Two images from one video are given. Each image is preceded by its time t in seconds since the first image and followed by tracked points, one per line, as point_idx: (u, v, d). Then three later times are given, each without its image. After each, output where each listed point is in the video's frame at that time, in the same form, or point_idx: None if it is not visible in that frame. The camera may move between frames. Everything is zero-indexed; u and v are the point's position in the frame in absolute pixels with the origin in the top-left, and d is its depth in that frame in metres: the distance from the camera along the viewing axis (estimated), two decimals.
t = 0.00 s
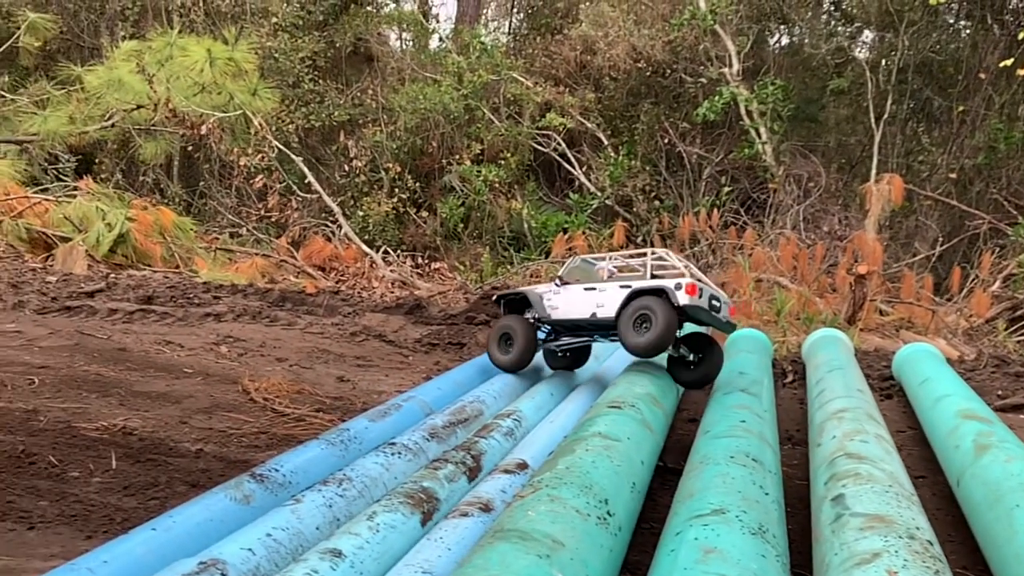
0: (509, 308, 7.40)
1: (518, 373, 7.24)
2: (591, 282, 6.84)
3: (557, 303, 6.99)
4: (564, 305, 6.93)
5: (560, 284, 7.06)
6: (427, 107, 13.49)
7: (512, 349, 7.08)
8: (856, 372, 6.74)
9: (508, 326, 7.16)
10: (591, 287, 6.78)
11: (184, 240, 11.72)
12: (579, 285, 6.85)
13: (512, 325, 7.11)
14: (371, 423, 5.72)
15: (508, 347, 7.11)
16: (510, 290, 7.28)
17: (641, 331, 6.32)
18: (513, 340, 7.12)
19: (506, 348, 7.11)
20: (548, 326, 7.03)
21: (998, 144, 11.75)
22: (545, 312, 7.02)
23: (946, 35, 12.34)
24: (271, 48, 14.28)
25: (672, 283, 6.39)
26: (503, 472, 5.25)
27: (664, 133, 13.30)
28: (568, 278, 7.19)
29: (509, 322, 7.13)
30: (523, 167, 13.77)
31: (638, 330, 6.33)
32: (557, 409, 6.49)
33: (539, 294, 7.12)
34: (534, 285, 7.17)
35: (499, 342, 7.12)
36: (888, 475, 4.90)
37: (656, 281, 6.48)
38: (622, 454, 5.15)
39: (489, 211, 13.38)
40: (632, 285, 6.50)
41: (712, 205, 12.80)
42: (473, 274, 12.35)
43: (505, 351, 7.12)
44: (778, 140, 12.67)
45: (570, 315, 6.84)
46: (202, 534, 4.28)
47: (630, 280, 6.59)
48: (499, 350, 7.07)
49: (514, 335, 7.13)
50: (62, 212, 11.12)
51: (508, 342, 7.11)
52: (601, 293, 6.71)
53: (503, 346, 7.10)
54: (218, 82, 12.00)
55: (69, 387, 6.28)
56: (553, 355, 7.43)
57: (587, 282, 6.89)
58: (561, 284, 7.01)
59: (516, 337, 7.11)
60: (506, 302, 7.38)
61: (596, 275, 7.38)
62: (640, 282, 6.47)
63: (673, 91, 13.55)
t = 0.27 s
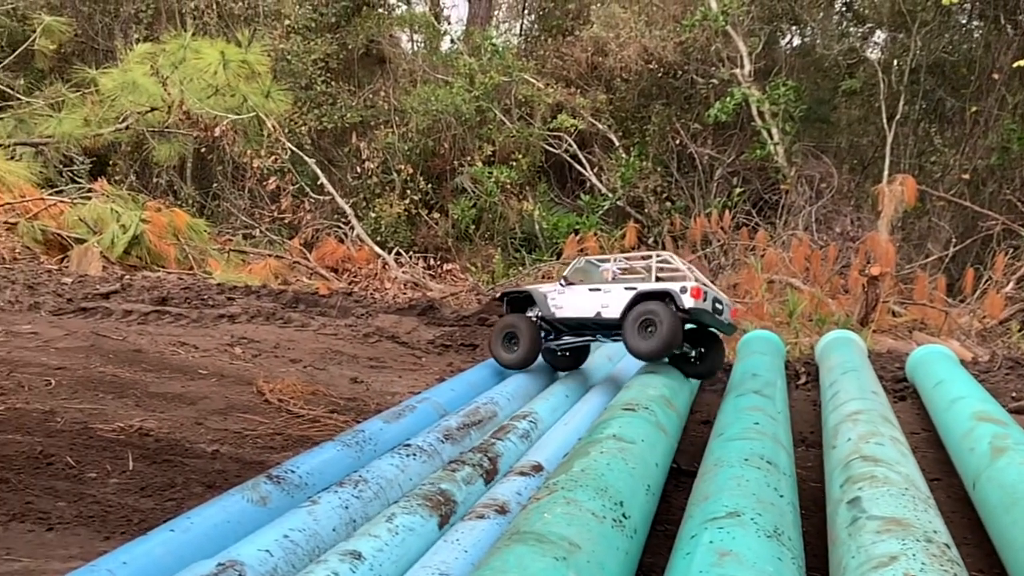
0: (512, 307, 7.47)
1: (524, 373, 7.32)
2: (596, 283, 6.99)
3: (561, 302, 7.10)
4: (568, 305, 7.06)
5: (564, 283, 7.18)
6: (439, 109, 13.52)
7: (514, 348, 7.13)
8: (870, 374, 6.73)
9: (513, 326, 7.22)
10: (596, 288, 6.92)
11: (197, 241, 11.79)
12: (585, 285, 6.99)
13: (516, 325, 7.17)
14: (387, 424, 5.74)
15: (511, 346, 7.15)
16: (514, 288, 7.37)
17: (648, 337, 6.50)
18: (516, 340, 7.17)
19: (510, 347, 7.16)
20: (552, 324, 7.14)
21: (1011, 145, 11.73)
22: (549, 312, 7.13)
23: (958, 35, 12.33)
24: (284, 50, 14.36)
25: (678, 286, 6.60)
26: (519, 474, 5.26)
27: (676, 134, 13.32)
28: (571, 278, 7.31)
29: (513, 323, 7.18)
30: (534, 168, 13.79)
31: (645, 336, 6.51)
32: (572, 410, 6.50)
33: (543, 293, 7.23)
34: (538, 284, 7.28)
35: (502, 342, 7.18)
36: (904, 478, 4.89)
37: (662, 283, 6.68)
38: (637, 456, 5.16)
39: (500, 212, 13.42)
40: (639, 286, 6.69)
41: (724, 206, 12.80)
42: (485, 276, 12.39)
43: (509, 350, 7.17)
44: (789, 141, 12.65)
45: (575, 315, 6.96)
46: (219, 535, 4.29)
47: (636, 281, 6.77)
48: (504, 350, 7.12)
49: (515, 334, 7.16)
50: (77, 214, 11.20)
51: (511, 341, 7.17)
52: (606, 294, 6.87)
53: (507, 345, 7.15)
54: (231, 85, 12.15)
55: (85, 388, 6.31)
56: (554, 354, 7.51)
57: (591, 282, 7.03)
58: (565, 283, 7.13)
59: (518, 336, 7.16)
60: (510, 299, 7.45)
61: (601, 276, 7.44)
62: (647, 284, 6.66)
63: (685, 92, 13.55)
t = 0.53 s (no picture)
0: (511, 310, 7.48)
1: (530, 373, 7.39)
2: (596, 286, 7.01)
3: (562, 306, 7.11)
4: (569, 309, 7.07)
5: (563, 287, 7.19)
6: (449, 111, 13.54)
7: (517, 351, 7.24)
8: (883, 377, 6.72)
9: (517, 330, 7.34)
10: (597, 291, 6.95)
11: (210, 244, 11.81)
12: (585, 289, 7.01)
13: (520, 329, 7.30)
14: (400, 426, 5.76)
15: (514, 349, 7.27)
16: (512, 293, 7.35)
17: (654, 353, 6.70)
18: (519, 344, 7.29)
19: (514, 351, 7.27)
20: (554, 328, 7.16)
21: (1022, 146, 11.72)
22: (551, 316, 7.14)
23: (969, 36, 12.31)
24: (295, 52, 14.41)
25: (679, 288, 6.65)
26: (531, 476, 5.27)
27: (686, 135, 13.31)
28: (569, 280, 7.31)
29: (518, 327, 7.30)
30: (544, 170, 13.81)
31: (652, 352, 6.71)
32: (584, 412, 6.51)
33: (542, 297, 7.23)
34: (537, 288, 7.27)
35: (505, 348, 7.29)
36: (919, 481, 4.89)
37: (663, 286, 6.72)
38: (650, 458, 5.16)
39: (511, 214, 13.46)
40: (641, 289, 6.73)
41: (734, 207, 12.82)
42: (496, 278, 12.44)
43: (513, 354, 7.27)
44: (800, 142, 12.60)
45: (577, 318, 6.99)
46: (235, 537, 4.31)
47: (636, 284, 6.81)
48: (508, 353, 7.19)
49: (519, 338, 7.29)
50: (90, 215, 11.25)
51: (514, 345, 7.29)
52: (607, 297, 6.91)
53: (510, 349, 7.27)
54: (243, 87, 12.19)
55: (99, 389, 6.34)
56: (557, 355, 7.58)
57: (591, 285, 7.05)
58: (564, 287, 7.14)
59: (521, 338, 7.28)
60: (508, 303, 7.45)
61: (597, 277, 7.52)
62: (648, 287, 6.70)
63: (695, 93, 13.54)
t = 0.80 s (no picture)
0: (512, 314, 7.57)
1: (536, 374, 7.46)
2: (597, 293, 7.13)
3: (563, 313, 7.25)
4: (570, 316, 7.21)
5: (563, 294, 7.29)
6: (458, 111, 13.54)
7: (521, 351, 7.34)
8: (895, 378, 6.71)
9: (520, 334, 7.42)
10: (597, 299, 7.08)
11: (221, 243, 11.88)
12: (585, 297, 7.13)
13: (524, 332, 7.41)
14: (412, 427, 5.78)
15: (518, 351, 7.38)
16: (512, 300, 7.44)
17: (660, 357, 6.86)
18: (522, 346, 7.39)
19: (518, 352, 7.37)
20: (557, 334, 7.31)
21: None
22: (553, 324, 7.28)
23: (980, 35, 12.25)
24: (305, 53, 14.43)
25: (680, 296, 6.78)
26: (543, 477, 5.28)
27: (696, 136, 13.34)
28: (567, 285, 7.39)
29: (521, 331, 7.41)
30: (554, 170, 13.81)
31: (657, 356, 6.87)
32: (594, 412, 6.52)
33: (543, 304, 7.34)
34: (537, 295, 7.37)
35: (507, 350, 7.40)
36: (932, 483, 4.88)
37: (664, 294, 6.85)
38: (662, 460, 5.16)
39: (520, 214, 13.49)
40: (642, 299, 6.87)
41: (744, 208, 12.82)
42: (506, 279, 12.47)
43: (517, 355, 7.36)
44: (811, 143, 12.58)
45: (579, 325, 7.13)
46: (249, 537, 4.32)
47: (636, 292, 6.93)
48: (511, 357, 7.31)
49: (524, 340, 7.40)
50: (102, 216, 11.29)
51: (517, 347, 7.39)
52: (608, 305, 7.05)
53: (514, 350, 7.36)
54: (254, 87, 12.19)
55: (113, 390, 6.36)
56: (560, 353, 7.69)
57: (592, 292, 7.17)
58: (565, 295, 7.25)
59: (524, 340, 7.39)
60: (508, 308, 7.53)
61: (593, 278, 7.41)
62: (650, 296, 6.84)
63: (704, 94, 13.51)
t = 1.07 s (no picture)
0: (511, 314, 7.57)
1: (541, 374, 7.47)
2: (596, 296, 7.14)
3: (563, 315, 7.25)
4: (570, 318, 7.22)
5: (563, 296, 7.28)
6: (467, 112, 13.57)
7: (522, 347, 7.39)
8: (905, 380, 6.70)
9: (519, 329, 7.45)
10: (597, 302, 7.09)
11: (230, 244, 11.93)
12: (585, 300, 7.14)
13: (523, 327, 7.43)
14: (423, 428, 5.79)
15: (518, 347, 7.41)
16: (512, 300, 7.44)
17: (660, 359, 6.90)
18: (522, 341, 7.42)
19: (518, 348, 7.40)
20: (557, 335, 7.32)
21: None
22: (553, 325, 7.29)
23: (990, 36, 12.22)
24: (315, 54, 14.46)
25: (681, 301, 6.83)
26: (554, 478, 5.28)
27: (704, 136, 13.34)
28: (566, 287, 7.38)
29: (520, 327, 7.43)
30: (563, 171, 13.82)
31: (659, 358, 6.91)
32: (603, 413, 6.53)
33: (543, 305, 7.34)
34: (537, 297, 7.36)
35: (507, 344, 7.43)
36: (945, 486, 4.87)
37: (664, 298, 6.90)
38: (673, 462, 5.17)
39: (529, 215, 13.51)
40: (643, 303, 6.91)
41: (753, 208, 12.83)
42: (515, 280, 12.50)
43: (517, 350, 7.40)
44: (819, 143, 12.59)
45: (579, 327, 7.14)
46: (262, 539, 4.33)
47: (636, 295, 6.97)
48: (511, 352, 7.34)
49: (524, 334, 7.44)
50: (114, 217, 11.35)
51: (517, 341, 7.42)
52: (608, 307, 7.07)
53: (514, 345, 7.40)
54: (263, 89, 12.22)
55: (126, 390, 6.39)
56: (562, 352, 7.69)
57: (591, 295, 7.17)
58: (564, 297, 7.25)
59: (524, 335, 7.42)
60: (508, 308, 7.52)
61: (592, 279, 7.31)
62: (651, 301, 6.89)
63: (713, 94, 13.50)
